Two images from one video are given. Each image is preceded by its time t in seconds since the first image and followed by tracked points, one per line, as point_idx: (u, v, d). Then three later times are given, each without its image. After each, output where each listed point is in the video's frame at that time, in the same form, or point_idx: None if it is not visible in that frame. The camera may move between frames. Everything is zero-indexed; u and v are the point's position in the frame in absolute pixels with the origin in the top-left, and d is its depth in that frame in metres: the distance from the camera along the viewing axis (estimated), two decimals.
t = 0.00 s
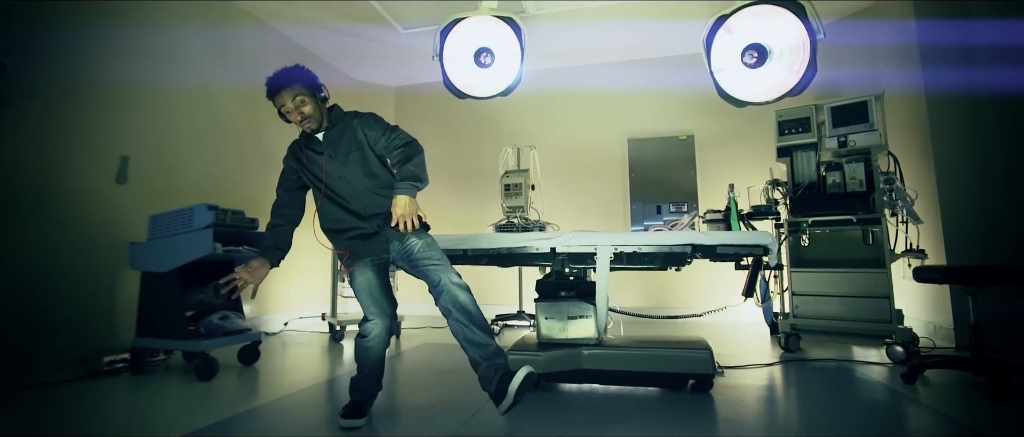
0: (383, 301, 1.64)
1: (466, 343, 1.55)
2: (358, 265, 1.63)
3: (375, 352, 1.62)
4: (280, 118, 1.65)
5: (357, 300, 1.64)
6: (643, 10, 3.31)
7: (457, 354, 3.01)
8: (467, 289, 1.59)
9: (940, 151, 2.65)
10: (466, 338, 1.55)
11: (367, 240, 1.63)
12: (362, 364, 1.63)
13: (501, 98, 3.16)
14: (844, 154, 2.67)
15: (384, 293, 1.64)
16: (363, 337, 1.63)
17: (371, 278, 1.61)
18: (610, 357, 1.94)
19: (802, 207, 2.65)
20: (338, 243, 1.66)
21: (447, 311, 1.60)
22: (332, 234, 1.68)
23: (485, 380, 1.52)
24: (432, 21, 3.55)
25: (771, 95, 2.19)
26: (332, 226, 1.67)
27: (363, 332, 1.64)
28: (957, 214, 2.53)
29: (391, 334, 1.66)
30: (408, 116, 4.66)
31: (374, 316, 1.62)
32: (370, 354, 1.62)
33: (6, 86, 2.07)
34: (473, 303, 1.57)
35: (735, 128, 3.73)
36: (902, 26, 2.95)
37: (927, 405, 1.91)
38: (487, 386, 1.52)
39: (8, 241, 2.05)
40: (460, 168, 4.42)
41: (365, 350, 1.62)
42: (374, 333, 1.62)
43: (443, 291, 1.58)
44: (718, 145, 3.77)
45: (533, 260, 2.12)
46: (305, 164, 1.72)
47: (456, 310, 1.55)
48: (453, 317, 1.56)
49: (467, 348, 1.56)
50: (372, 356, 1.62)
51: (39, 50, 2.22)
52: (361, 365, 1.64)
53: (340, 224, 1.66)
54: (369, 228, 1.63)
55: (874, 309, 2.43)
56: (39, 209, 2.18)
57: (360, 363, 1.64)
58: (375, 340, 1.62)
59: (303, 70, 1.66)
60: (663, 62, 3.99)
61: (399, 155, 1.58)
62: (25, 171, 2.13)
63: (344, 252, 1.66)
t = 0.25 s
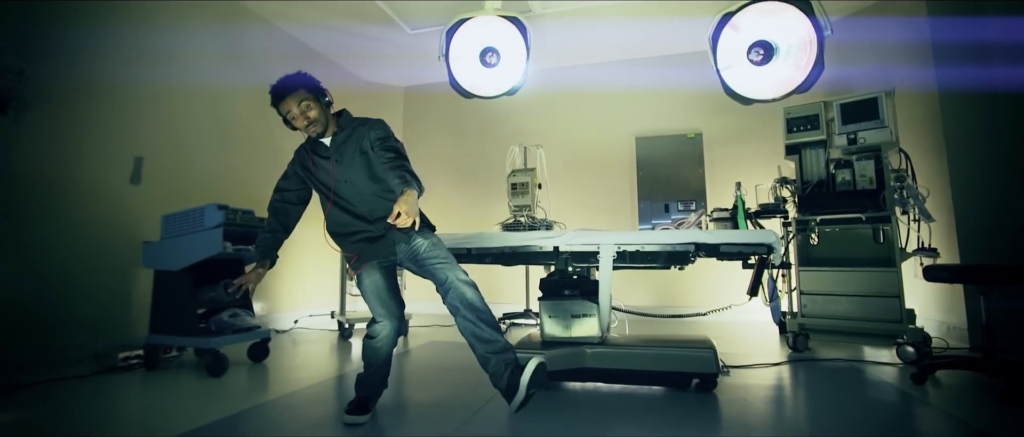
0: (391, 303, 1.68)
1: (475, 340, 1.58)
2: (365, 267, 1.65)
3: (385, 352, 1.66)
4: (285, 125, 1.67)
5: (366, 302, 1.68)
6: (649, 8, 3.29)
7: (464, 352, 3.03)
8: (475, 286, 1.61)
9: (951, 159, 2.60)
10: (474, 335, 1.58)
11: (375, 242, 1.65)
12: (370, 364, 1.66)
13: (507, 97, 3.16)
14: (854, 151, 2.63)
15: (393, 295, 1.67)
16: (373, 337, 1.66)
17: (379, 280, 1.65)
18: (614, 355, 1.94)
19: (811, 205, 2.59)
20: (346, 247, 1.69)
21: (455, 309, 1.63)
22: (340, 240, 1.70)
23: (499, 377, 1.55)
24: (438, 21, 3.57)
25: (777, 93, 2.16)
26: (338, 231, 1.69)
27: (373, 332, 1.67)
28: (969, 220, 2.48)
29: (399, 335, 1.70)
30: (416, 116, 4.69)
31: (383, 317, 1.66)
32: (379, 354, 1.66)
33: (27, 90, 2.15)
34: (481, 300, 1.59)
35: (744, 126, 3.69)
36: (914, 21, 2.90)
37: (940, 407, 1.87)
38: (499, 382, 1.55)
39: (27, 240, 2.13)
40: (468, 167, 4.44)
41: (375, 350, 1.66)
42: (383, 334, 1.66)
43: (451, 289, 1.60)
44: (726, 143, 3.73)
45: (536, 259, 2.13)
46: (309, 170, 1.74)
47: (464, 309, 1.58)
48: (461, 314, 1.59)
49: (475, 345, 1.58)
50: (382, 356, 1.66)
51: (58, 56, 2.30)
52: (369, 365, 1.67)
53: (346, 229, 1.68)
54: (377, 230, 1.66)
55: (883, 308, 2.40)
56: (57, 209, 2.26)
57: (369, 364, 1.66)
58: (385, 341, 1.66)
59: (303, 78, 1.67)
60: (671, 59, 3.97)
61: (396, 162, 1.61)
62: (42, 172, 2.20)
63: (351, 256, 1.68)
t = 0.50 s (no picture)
0: (392, 302, 1.71)
1: (474, 338, 1.59)
2: (370, 265, 1.69)
3: (385, 350, 1.68)
4: (291, 122, 1.72)
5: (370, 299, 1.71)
6: (652, 6, 3.28)
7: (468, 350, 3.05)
8: (477, 284, 1.63)
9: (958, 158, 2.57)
10: (474, 334, 1.59)
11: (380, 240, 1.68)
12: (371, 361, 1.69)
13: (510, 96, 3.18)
14: (861, 149, 2.60)
15: (394, 295, 1.70)
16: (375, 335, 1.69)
17: (382, 278, 1.68)
18: (614, 353, 1.95)
19: (816, 203, 2.57)
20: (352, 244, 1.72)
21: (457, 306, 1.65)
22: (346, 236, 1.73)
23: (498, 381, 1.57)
24: (443, 21, 3.60)
25: (781, 90, 2.13)
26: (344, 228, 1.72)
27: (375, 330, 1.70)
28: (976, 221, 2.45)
29: (400, 333, 1.72)
30: (423, 116, 4.72)
31: (386, 315, 1.69)
32: (380, 351, 1.69)
33: (41, 95, 2.20)
34: (481, 300, 1.61)
35: (751, 123, 3.66)
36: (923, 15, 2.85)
37: (946, 408, 1.85)
38: (497, 381, 1.57)
39: (43, 240, 2.19)
40: (474, 167, 4.46)
41: (376, 348, 1.69)
42: (384, 332, 1.69)
43: (453, 287, 1.62)
44: (732, 141, 3.71)
45: (537, 257, 2.14)
46: (315, 169, 1.75)
47: (465, 306, 1.60)
48: (462, 313, 1.61)
49: (474, 344, 1.59)
50: (383, 353, 1.69)
51: (70, 62, 2.35)
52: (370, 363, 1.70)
53: (352, 225, 1.70)
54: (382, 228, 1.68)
55: (889, 307, 2.38)
56: (70, 209, 2.32)
57: (371, 361, 1.69)
58: (386, 338, 1.69)
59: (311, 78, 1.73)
60: (676, 57, 3.95)
61: (370, 181, 1.55)
62: (56, 174, 2.26)
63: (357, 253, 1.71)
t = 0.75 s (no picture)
0: (393, 300, 1.73)
1: (473, 339, 1.59)
2: (375, 260, 1.72)
3: (383, 347, 1.72)
4: (302, 113, 1.73)
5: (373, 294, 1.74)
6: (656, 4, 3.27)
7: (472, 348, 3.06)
8: (478, 283, 1.62)
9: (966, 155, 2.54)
10: (473, 333, 1.61)
11: (386, 235, 1.69)
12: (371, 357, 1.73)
13: (514, 96, 3.19)
14: (867, 146, 2.58)
15: (395, 293, 1.72)
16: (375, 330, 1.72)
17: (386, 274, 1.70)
18: (615, 352, 1.94)
19: (821, 201, 2.55)
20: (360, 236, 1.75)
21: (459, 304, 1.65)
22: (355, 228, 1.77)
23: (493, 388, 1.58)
24: (446, 21, 3.62)
25: (783, 88, 2.11)
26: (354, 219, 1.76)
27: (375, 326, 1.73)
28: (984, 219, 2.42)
29: (401, 330, 1.76)
30: (429, 116, 4.76)
31: (388, 312, 1.72)
32: (379, 347, 1.72)
33: (52, 97, 2.25)
34: (480, 301, 1.61)
35: (757, 121, 3.64)
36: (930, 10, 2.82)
37: (951, 408, 1.84)
38: (493, 384, 1.58)
39: (55, 243, 2.25)
40: (479, 166, 4.48)
41: (375, 343, 1.72)
42: (385, 328, 1.72)
43: (456, 285, 1.62)
44: (738, 139, 3.68)
45: (538, 256, 2.15)
46: (324, 159, 1.79)
47: (466, 305, 1.60)
48: (462, 311, 1.61)
49: (472, 344, 1.61)
50: (382, 349, 1.72)
51: (82, 67, 2.41)
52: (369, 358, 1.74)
53: (361, 218, 1.73)
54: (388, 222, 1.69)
55: (895, 306, 2.36)
56: (83, 210, 2.37)
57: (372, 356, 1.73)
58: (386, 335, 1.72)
59: (320, 69, 1.72)
60: (681, 54, 3.93)
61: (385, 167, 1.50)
62: (68, 177, 2.32)
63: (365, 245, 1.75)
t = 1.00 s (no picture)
0: (398, 300, 1.73)
1: (480, 338, 1.61)
2: (381, 259, 1.71)
3: (389, 345, 1.74)
4: (323, 100, 1.76)
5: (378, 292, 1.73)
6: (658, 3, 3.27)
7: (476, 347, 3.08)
8: (491, 281, 1.64)
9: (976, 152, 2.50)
10: (480, 332, 1.63)
11: (397, 231, 1.71)
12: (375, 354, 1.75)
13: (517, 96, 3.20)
14: (873, 144, 2.56)
15: (400, 294, 1.71)
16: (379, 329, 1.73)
17: (393, 272, 1.70)
18: (615, 351, 1.95)
19: (825, 200, 2.53)
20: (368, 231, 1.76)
21: (469, 301, 1.67)
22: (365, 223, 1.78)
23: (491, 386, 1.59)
24: (449, 21, 3.64)
25: (785, 86, 2.08)
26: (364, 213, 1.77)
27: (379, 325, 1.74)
28: (994, 216, 2.38)
29: (403, 330, 1.77)
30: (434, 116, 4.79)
31: (392, 311, 1.72)
32: (383, 345, 1.74)
33: (65, 99, 2.31)
34: (491, 299, 1.63)
35: (762, 120, 3.61)
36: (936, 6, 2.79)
37: (956, 409, 1.81)
38: (492, 381, 1.60)
39: (66, 243, 2.29)
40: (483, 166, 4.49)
41: (380, 341, 1.74)
42: (389, 327, 1.73)
43: (469, 283, 1.64)
44: (743, 137, 3.66)
45: (539, 255, 2.16)
46: (343, 149, 1.83)
47: (478, 303, 1.63)
48: (472, 309, 1.63)
49: (477, 344, 1.62)
50: (386, 347, 1.74)
51: (93, 70, 2.46)
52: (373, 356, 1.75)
53: (372, 211, 1.75)
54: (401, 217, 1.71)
55: (901, 305, 2.34)
56: (94, 210, 2.42)
57: (374, 355, 1.75)
58: (390, 334, 1.73)
59: (350, 61, 1.75)
60: (685, 52, 3.92)
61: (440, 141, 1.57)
62: (80, 178, 2.37)
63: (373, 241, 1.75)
